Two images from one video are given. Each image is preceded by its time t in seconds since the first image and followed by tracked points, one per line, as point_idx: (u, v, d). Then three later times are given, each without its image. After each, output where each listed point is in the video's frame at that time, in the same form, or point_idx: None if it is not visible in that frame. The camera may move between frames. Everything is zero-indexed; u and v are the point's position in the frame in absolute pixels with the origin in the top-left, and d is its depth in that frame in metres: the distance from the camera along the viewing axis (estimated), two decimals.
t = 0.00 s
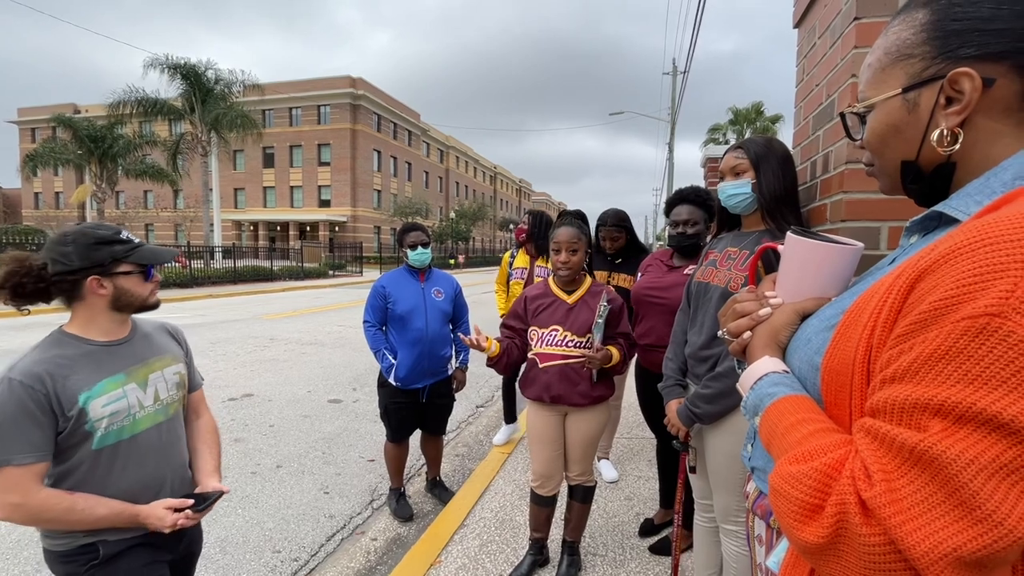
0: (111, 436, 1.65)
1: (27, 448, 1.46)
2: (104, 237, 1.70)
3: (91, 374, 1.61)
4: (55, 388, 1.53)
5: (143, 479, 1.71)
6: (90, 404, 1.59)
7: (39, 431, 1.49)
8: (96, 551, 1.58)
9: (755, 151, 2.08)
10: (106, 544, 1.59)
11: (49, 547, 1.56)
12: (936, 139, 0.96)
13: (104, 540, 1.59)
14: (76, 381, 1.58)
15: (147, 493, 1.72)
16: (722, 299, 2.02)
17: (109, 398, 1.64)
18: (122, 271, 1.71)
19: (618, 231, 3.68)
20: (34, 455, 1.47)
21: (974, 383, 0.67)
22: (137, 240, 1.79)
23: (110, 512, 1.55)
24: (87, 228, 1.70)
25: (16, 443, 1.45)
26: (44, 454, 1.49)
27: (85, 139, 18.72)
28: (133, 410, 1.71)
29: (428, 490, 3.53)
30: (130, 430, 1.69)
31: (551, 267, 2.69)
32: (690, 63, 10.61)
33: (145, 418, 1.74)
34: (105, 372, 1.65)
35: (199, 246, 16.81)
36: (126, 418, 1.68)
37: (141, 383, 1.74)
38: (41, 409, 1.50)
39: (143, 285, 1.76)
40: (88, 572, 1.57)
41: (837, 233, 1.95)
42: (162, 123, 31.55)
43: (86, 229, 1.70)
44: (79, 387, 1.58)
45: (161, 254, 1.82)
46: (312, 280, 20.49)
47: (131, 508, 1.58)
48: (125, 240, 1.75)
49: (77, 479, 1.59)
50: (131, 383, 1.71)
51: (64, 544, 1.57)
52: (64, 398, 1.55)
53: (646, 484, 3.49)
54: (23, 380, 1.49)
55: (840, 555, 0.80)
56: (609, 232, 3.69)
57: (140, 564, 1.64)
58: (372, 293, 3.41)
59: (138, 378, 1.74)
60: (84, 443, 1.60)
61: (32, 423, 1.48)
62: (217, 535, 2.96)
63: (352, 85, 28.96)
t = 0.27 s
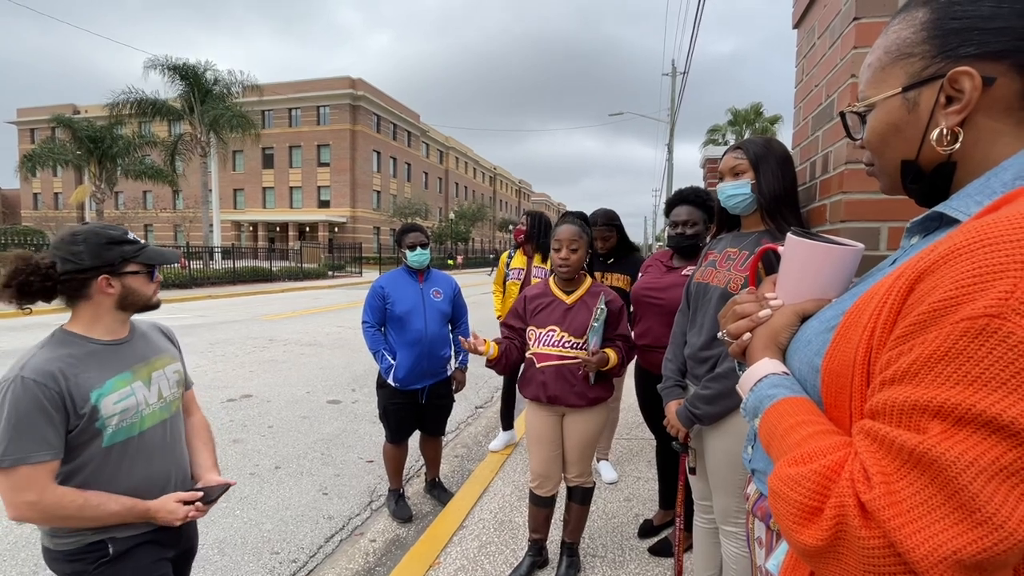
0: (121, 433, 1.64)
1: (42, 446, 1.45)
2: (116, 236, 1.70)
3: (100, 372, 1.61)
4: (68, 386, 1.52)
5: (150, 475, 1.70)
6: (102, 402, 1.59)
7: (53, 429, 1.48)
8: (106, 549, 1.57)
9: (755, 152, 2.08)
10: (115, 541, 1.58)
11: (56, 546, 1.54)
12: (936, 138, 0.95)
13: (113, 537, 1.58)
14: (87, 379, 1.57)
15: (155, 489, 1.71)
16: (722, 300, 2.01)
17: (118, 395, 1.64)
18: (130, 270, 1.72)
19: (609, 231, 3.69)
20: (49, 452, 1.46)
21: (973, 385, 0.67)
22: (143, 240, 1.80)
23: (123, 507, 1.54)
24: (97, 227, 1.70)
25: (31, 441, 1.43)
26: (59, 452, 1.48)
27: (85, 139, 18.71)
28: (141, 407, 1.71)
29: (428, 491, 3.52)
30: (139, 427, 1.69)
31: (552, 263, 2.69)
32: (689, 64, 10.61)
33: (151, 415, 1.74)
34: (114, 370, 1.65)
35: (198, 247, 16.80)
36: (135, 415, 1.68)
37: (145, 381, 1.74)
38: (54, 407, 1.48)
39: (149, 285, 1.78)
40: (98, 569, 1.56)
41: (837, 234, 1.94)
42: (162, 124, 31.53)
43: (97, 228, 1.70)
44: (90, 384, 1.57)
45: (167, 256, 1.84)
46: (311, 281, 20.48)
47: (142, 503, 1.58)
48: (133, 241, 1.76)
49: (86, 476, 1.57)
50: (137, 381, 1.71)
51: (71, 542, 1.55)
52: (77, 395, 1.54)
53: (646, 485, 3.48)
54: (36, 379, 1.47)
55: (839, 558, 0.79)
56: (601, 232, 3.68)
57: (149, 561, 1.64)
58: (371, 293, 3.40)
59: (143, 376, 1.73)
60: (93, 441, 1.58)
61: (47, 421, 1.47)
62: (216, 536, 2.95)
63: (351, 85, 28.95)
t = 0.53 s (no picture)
0: (119, 434, 1.63)
1: (42, 447, 1.45)
2: (115, 238, 1.70)
3: (98, 373, 1.60)
4: (66, 387, 1.52)
5: (149, 475, 1.70)
6: (100, 403, 1.58)
7: (51, 430, 1.47)
8: (104, 549, 1.56)
9: (754, 153, 2.07)
10: (113, 542, 1.57)
11: (54, 547, 1.53)
12: (935, 139, 0.95)
13: (111, 538, 1.57)
14: (85, 380, 1.56)
15: (153, 489, 1.71)
16: (721, 301, 2.01)
17: (116, 396, 1.63)
18: (130, 271, 1.72)
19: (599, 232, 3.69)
20: (48, 453, 1.45)
21: (972, 388, 0.66)
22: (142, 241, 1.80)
23: (121, 508, 1.53)
24: (96, 228, 1.70)
25: (29, 442, 1.43)
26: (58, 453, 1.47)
27: (84, 140, 18.70)
28: (139, 408, 1.70)
29: (427, 493, 3.51)
30: (137, 428, 1.68)
31: (553, 258, 2.69)
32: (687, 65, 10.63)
33: (149, 416, 1.73)
34: (112, 371, 1.64)
35: (197, 248, 16.80)
36: (133, 416, 1.67)
37: (143, 382, 1.73)
38: (52, 408, 1.48)
39: (147, 285, 1.78)
40: (96, 569, 1.56)
41: (836, 235, 1.94)
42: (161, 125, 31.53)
43: (96, 229, 1.69)
44: (89, 385, 1.57)
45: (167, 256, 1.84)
46: (310, 282, 20.49)
47: (139, 504, 1.57)
48: (132, 242, 1.76)
49: (85, 476, 1.57)
50: (135, 382, 1.70)
51: (69, 543, 1.54)
52: (76, 396, 1.53)
53: (645, 487, 3.48)
54: (34, 379, 1.47)
55: (839, 562, 0.79)
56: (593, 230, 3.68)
57: (146, 562, 1.64)
58: (370, 293, 3.39)
59: (140, 377, 1.73)
60: (91, 442, 1.58)
61: (45, 422, 1.46)
62: (214, 538, 2.94)
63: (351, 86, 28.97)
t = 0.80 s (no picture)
0: (111, 436, 1.63)
1: (31, 449, 1.44)
2: (115, 239, 1.70)
3: (90, 376, 1.60)
4: (57, 389, 1.51)
5: (144, 476, 1.70)
6: (91, 406, 1.58)
7: (41, 432, 1.47)
8: (96, 551, 1.56)
9: (753, 154, 2.08)
10: (105, 543, 1.57)
11: (46, 546, 1.53)
12: (933, 140, 0.95)
13: (104, 539, 1.57)
14: (77, 382, 1.56)
15: (147, 491, 1.70)
16: (720, 302, 2.01)
17: (108, 399, 1.63)
18: (128, 273, 1.72)
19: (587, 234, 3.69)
20: (38, 456, 1.45)
21: (971, 393, 0.66)
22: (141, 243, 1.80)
23: (112, 511, 1.53)
24: (95, 230, 1.70)
25: (18, 445, 1.42)
26: (47, 455, 1.47)
27: (83, 141, 18.69)
28: (132, 410, 1.69)
29: (426, 494, 3.51)
30: (129, 430, 1.68)
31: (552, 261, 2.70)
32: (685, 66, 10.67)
33: (142, 419, 1.72)
34: (104, 373, 1.63)
35: (196, 249, 16.79)
36: (125, 419, 1.67)
37: (137, 384, 1.73)
38: (42, 411, 1.47)
39: (144, 287, 1.77)
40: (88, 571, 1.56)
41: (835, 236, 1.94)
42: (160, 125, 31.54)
43: (96, 231, 1.70)
44: (80, 388, 1.56)
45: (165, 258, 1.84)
46: (310, 283, 20.49)
47: (132, 506, 1.57)
48: (131, 244, 1.76)
49: (75, 479, 1.56)
50: (129, 384, 1.70)
51: (62, 544, 1.54)
52: (67, 398, 1.53)
53: (645, 488, 3.47)
54: (25, 381, 1.46)
55: (838, 567, 0.79)
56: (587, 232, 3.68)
57: (139, 564, 1.64)
58: (369, 294, 3.39)
59: (134, 379, 1.72)
60: (82, 445, 1.57)
61: (35, 425, 1.46)
62: (212, 540, 2.93)
63: (350, 87, 28.99)
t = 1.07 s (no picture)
0: (106, 438, 1.62)
1: (26, 451, 1.43)
2: (113, 240, 1.70)
3: (86, 377, 1.60)
4: (52, 391, 1.51)
5: (138, 479, 1.69)
6: (86, 407, 1.57)
7: (36, 433, 1.46)
8: (89, 554, 1.56)
9: (752, 154, 2.08)
10: (98, 546, 1.57)
11: (42, 548, 1.53)
12: (932, 140, 0.95)
13: (97, 542, 1.57)
14: (73, 384, 1.56)
15: (141, 494, 1.69)
16: (719, 303, 2.01)
17: (104, 400, 1.62)
18: (126, 274, 1.72)
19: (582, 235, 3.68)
20: (33, 457, 1.44)
21: (970, 396, 0.66)
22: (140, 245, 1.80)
23: (106, 514, 1.52)
24: (94, 231, 1.70)
25: (13, 446, 1.41)
26: (42, 457, 1.46)
27: (82, 143, 18.67)
28: (127, 412, 1.69)
29: (424, 496, 3.50)
30: (125, 432, 1.67)
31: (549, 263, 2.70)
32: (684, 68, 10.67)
33: (138, 421, 1.72)
34: (100, 375, 1.63)
35: (195, 250, 16.77)
36: (121, 420, 1.66)
37: (133, 386, 1.72)
38: (37, 412, 1.47)
39: (142, 288, 1.77)
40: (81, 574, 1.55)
41: (834, 237, 1.94)
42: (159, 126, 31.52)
43: (95, 232, 1.70)
44: (76, 390, 1.56)
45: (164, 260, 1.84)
46: (309, 284, 20.47)
47: (125, 510, 1.56)
48: (129, 245, 1.75)
49: (70, 480, 1.56)
50: (125, 386, 1.69)
51: (57, 546, 1.54)
52: (62, 399, 1.53)
53: (644, 490, 3.47)
54: (19, 383, 1.46)
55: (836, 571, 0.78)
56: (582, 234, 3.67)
57: (133, 567, 1.62)
58: (368, 296, 3.39)
59: (131, 381, 1.72)
60: (77, 446, 1.57)
61: (30, 426, 1.45)
62: (210, 542, 2.92)
63: (350, 89, 28.99)
